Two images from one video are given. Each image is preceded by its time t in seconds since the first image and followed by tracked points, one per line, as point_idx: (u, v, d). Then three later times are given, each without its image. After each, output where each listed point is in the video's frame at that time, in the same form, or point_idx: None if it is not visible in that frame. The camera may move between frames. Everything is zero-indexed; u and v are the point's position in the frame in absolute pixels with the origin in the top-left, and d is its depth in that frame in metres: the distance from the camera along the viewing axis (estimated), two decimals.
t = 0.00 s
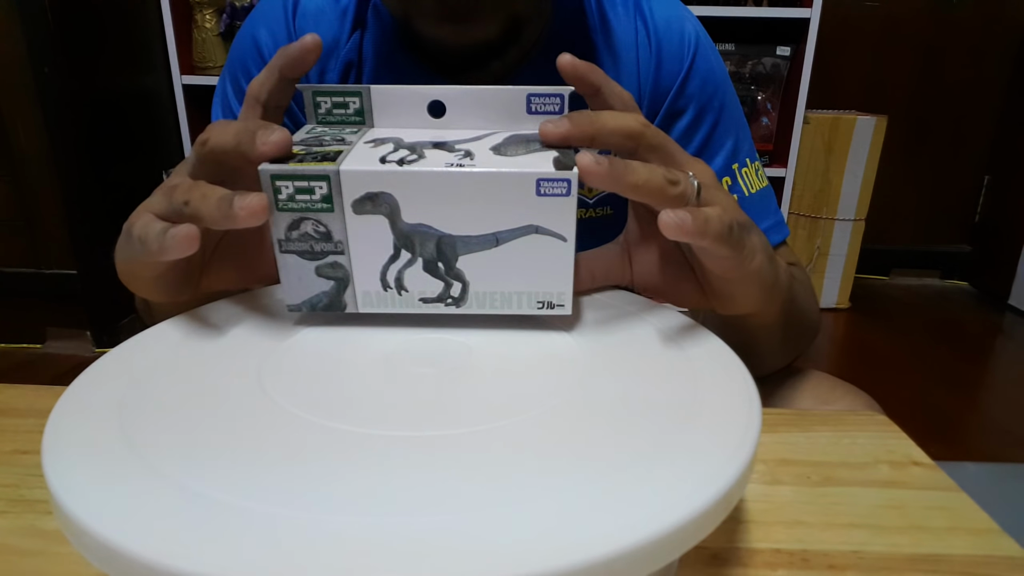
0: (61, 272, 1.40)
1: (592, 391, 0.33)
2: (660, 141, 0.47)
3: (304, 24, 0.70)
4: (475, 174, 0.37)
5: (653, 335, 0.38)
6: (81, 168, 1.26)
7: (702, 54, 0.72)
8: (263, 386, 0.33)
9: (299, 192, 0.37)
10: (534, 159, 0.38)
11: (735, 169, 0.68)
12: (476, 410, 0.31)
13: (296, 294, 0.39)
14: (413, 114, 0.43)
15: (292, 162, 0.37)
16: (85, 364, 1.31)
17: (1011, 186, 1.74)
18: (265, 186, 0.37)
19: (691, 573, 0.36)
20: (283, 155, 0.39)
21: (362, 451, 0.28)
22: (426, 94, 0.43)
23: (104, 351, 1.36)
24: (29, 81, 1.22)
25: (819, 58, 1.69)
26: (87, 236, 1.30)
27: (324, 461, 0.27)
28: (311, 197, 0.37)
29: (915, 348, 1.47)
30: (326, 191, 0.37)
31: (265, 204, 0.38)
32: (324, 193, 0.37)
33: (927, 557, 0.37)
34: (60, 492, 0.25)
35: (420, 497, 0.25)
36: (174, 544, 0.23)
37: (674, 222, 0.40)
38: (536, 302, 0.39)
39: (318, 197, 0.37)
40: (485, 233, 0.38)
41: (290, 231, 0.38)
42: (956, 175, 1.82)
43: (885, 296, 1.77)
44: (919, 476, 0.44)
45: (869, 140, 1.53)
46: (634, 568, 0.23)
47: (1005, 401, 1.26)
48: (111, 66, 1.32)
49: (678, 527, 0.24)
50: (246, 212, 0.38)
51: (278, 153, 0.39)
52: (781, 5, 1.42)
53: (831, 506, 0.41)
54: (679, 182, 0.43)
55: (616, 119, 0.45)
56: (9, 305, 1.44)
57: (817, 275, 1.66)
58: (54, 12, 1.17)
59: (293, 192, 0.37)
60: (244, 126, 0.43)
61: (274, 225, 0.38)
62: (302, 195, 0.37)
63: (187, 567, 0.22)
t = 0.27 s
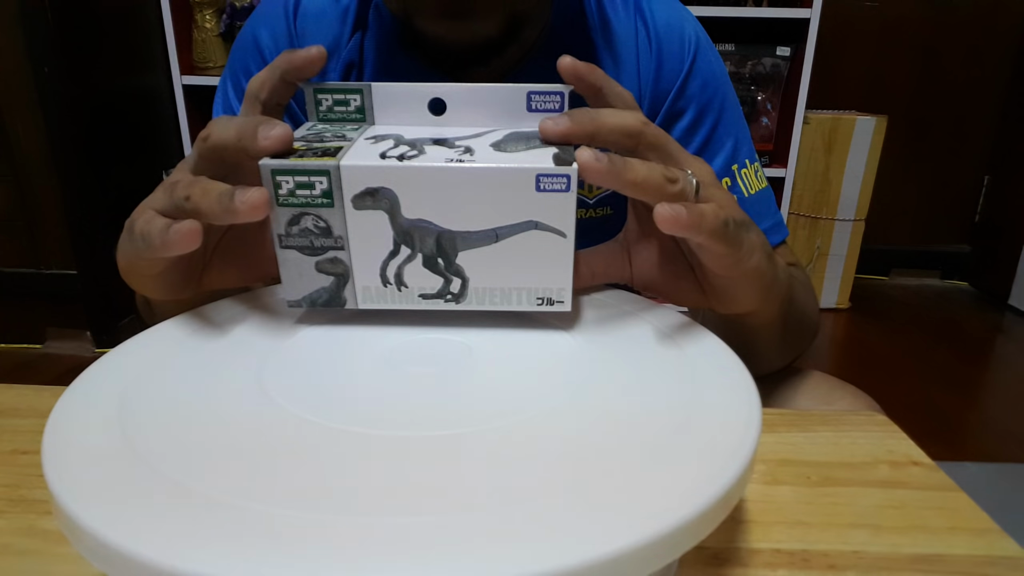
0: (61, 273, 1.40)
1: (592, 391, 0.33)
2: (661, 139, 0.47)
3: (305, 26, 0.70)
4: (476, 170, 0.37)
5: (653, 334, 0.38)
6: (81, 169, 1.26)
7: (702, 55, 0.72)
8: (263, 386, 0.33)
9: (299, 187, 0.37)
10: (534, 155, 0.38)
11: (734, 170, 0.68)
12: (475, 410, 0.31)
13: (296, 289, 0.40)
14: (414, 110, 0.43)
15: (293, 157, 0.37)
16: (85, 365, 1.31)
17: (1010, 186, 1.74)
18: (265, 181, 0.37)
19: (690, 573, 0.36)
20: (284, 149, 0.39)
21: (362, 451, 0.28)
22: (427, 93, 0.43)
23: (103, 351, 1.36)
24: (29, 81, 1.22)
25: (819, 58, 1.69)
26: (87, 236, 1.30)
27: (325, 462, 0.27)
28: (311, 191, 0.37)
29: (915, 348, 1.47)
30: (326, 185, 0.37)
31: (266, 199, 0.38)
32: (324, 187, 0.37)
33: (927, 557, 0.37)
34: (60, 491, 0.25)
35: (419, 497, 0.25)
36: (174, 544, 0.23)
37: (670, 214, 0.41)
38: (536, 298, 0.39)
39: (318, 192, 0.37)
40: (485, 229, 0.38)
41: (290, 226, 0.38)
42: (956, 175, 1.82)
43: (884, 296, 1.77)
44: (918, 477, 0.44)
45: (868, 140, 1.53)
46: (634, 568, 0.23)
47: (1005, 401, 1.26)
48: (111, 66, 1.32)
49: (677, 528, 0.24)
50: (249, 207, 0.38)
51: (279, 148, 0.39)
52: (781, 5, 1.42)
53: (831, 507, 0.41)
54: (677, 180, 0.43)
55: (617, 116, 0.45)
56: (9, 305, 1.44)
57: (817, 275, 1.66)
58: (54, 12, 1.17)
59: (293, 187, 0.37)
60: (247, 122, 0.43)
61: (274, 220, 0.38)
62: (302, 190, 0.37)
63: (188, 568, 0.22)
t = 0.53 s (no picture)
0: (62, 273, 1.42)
1: (592, 391, 0.33)
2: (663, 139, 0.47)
3: (306, 25, 0.70)
4: (478, 172, 0.36)
5: (654, 334, 0.38)
6: (81, 168, 1.26)
7: (702, 55, 0.72)
8: (263, 385, 0.33)
9: (301, 187, 0.37)
10: (535, 155, 0.38)
11: (734, 170, 0.68)
12: (475, 410, 0.31)
13: (297, 288, 0.40)
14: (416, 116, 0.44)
15: (294, 156, 0.37)
16: (85, 365, 1.31)
17: (1010, 186, 1.74)
18: (266, 181, 0.37)
19: (691, 573, 0.36)
20: (285, 148, 0.39)
21: (362, 451, 0.28)
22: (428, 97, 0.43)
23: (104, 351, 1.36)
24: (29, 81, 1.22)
25: (818, 58, 1.69)
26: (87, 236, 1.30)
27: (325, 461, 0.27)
28: (312, 192, 0.37)
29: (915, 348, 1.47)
30: (328, 186, 0.37)
31: (268, 200, 0.37)
32: (325, 188, 0.37)
33: (927, 557, 0.37)
34: (60, 491, 0.25)
35: (419, 497, 0.25)
36: (173, 543, 0.23)
37: (670, 214, 0.41)
38: (537, 298, 0.40)
39: (320, 192, 0.37)
40: (486, 230, 0.38)
41: (291, 226, 0.38)
42: (956, 175, 1.82)
43: (885, 296, 1.77)
44: (918, 477, 0.44)
45: (868, 140, 1.53)
46: (634, 568, 0.23)
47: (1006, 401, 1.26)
48: (111, 66, 1.32)
49: (676, 528, 0.24)
50: (250, 207, 0.38)
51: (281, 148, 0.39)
52: (781, 5, 1.42)
53: (831, 507, 0.41)
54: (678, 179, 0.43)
55: (618, 117, 0.45)
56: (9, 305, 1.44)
57: (817, 275, 1.66)
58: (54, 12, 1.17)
59: (294, 187, 0.37)
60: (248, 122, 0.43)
61: (275, 220, 0.38)
62: (303, 190, 0.37)
63: (188, 568, 0.22)
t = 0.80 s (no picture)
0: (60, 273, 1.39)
1: (593, 392, 0.33)
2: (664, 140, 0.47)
3: (306, 26, 0.70)
4: (480, 183, 0.37)
5: (656, 335, 0.38)
6: (81, 168, 1.26)
7: (702, 55, 0.72)
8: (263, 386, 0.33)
9: (305, 198, 0.37)
10: (537, 165, 0.39)
11: (734, 171, 0.68)
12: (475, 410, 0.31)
13: (301, 295, 0.40)
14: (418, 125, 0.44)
15: (298, 167, 0.38)
16: (85, 365, 1.31)
17: (1010, 186, 1.74)
18: (271, 192, 0.38)
19: (690, 573, 0.36)
20: (292, 155, 0.39)
21: (362, 451, 0.28)
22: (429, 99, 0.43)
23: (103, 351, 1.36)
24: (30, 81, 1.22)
25: (819, 58, 1.69)
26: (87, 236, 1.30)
27: (325, 460, 0.27)
28: (316, 202, 0.37)
29: (915, 348, 1.47)
30: (331, 197, 0.37)
31: (272, 211, 0.38)
32: (329, 199, 0.37)
33: (927, 557, 0.37)
34: (60, 492, 0.25)
35: (419, 497, 0.25)
36: (173, 544, 0.23)
37: (669, 221, 0.41)
38: (538, 305, 0.39)
39: (324, 203, 0.38)
40: (488, 240, 0.38)
41: (295, 236, 0.39)
42: (957, 175, 1.81)
43: (884, 296, 1.77)
44: (918, 476, 0.44)
45: (868, 140, 1.53)
46: (634, 569, 0.23)
47: (1006, 402, 1.26)
48: (111, 66, 1.32)
49: (676, 529, 0.24)
50: (255, 218, 0.38)
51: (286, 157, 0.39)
52: (781, 5, 1.42)
53: (831, 507, 0.41)
54: (681, 179, 0.43)
55: (621, 120, 0.44)
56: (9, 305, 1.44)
57: (817, 275, 1.66)
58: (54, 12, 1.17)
59: (298, 198, 0.37)
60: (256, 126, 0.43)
61: (280, 230, 0.39)
62: (307, 201, 0.38)
63: (188, 568, 0.22)
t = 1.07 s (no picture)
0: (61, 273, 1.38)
1: (593, 393, 0.33)
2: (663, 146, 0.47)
3: (305, 26, 0.70)
4: (478, 190, 0.37)
5: (657, 335, 0.38)
6: (81, 168, 1.26)
7: (703, 55, 0.71)
8: (263, 386, 0.33)
9: (304, 204, 0.37)
10: (537, 171, 0.39)
11: (734, 171, 0.68)
12: (475, 410, 0.31)
13: (299, 301, 0.39)
14: (417, 128, 0.44)
15: (296, 172, 0.37)
16: (85, 365, 1.31)
17: (1010, 186, 1.74)
18: (270, 198, 0.37)
19: (690, 573, 0.36)
20: (293, 160, 0.39)
21: (361, 451, 0.28)
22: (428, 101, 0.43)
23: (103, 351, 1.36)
24: (30, 81, 1.22)
25: (819, 58, 1.69)
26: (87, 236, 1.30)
27: (326, 460, 0.27)
28: (315, 209, 0.38)
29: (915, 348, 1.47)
30: (330, 203, 0.37)
31: (271, 216, 0.38)
32: (328, 205, 0.37)
33: (927, 557, 0.37)
34: (60, 491, 0.25)
35: (419, 498, 0.25)
36: (172, 544, 0.23)
37: (665, 225, 0.41)
38: (537, 311, 0.39)
39: (323, 209, 0.38)
40: (488, 246, 0.38)
41: (294, 241, 0.39)
42: (957, 175, 1.81)
43: (884, 296, 1.77)
44: (918, 476, 0.44)
45: (868, 140, 1.53)
46: (634, 569, 0.23)
47: (1005, 401, 1.26)
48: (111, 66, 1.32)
49: (676, 529, 0.24)
50: (254, 225, 0.38)
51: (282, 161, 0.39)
52: (781, 5, 1.42)
53: (831, 507, 0.41)
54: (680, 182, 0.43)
55: (620, 125, 0.44)
56: (9, 305, 1.44)
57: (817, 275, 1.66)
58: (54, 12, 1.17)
59: (297, 204, 0.37)
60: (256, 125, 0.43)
61: (278, 236, 0.39)
62: (306, 207, 0.37)
63: (188, 568, 0.22)
